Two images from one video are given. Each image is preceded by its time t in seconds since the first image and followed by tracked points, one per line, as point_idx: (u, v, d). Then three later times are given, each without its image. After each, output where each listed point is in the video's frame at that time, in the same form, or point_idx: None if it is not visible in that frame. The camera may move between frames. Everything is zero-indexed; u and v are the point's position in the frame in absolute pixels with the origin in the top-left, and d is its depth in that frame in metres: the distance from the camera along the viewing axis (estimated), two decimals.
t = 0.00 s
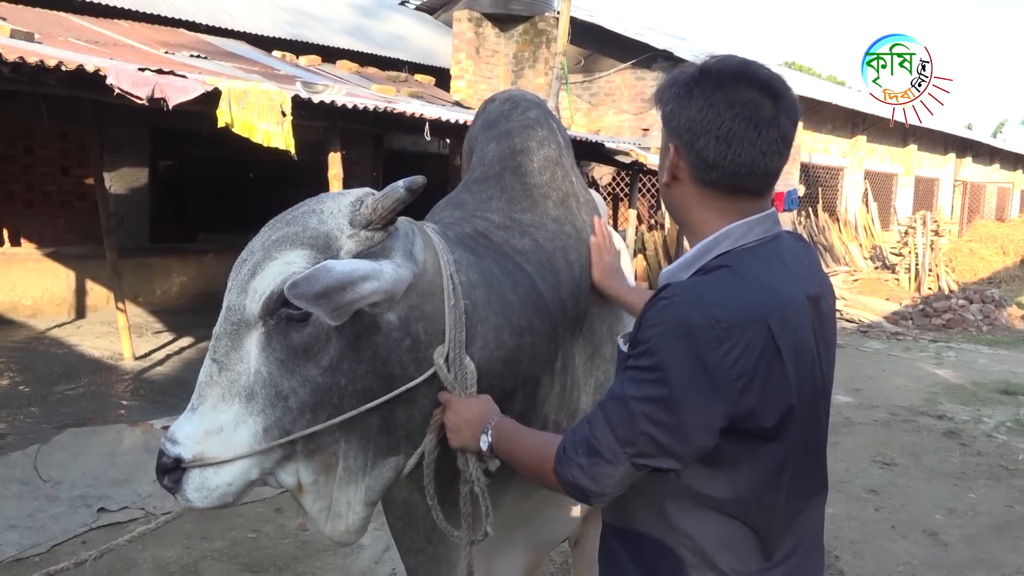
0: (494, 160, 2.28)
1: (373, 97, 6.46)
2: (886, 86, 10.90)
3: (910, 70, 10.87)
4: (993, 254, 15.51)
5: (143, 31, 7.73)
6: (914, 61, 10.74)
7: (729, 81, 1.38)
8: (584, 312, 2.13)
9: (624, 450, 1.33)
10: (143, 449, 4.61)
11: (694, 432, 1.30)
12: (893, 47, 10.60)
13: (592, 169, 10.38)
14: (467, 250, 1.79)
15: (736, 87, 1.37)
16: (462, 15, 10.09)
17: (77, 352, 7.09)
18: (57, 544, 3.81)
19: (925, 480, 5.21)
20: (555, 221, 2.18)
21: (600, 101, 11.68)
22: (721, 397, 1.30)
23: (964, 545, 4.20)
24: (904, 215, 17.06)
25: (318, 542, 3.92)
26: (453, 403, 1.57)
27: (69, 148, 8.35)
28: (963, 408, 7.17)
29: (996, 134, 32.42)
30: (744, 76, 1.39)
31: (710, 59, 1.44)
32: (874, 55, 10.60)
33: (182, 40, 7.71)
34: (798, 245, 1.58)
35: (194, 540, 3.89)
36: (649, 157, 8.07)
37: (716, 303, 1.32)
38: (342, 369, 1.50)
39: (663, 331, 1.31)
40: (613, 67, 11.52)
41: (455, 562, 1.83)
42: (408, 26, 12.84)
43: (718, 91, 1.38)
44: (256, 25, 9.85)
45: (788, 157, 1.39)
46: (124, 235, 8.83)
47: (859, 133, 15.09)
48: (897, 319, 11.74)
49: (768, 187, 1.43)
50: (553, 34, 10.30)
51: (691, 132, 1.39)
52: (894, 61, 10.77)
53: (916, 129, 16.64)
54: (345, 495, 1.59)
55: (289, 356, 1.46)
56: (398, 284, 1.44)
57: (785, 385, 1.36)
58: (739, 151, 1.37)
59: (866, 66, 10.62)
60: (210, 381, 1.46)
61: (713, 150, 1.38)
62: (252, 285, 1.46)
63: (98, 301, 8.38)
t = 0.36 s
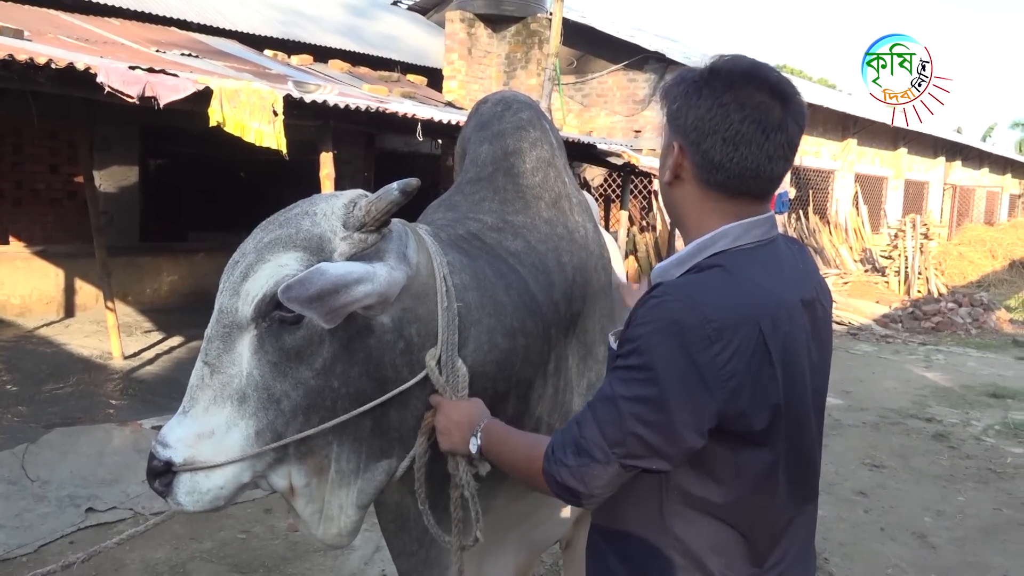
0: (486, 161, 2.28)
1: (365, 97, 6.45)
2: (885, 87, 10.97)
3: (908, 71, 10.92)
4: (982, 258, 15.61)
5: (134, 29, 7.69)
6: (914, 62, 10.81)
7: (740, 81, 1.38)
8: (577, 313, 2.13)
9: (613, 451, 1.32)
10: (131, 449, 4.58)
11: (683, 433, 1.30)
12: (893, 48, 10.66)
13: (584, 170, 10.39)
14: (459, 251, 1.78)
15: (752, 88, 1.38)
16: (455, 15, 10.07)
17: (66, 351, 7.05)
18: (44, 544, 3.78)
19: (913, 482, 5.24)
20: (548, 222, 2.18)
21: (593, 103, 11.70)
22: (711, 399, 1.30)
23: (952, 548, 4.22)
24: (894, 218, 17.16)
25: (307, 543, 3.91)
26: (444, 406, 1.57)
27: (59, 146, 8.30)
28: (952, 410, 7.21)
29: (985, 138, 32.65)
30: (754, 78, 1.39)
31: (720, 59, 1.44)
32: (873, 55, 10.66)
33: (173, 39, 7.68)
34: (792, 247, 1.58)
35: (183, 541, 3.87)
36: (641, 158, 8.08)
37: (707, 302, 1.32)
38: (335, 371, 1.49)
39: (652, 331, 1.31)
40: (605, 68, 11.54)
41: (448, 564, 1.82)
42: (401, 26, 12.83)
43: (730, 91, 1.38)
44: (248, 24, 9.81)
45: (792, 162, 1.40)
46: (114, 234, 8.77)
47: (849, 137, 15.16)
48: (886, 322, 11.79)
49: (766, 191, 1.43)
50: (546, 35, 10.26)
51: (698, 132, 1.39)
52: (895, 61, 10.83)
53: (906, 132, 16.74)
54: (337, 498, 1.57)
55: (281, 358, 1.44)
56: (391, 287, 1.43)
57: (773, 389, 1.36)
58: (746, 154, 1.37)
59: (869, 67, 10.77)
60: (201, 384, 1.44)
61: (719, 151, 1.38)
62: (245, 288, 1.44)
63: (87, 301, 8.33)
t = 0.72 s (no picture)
0: (494, 161, 2.26)
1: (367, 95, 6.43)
2: (884, 86, 10.95)
3: (909, 70, 10.91)
4: (982, 257, 15.59)
5: (135, 27, 7.67)
6: (915, 62, 10.77)
7: (747, 82, 1.37)
8: (585, 314, 2.12)
9: (628, 446, 1.31)
10: (133, 448, 4.57)
11: (697, 428, 1.28)
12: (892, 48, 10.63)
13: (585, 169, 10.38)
14: (468, 252, 1.76)
15: (756, 87, 1.37)
16: (455, 13, 10.06)
17: (66, 350, 7.04)
18: (46, 544, 3.77)
19: (917, 483, 5.22)
20: (556, 222, 2.17)
21: (593, 101, 11.68)
22: (725, 394, 1.29)
23: (956, 548, 4.21)
24: (895, 217, 17.15)
25: (310, 543, 3.90)
26: (454, 408, 1.55)
27: (60, 144, 8.28)
28: (954, 411, 7.19)
29: (985, 137, 32.62)
30: (761, 79, 1.38)
31: (724, 60, 1.43)
32: (873, 55, 10.65)
33: (174, 37, 7.66)
34: (799, 247, 1.57)
35: (185, 541, 3.86)
36: (643, 157, 8.06)
37: (719, 297, 1.31)
38: (343, 373, 1.48)
39: (665, 325, 1.30)
40: (606, 67, 11.52)
41: (455, 566, 1.81)
42: (402, 24, 12.81)
43: (735, 91, 1.36)
44: (249, 22, 9.79)
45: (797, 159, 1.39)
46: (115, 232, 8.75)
47: (850, 136, 15.15)
48: (888, 321, 11.77)
49: (776, 190, 1.42)
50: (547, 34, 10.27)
51: (706, 132, 1.37)
52: (895, 62, 10.80)
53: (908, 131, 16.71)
54: (344, 500, 1.56)
55: (289, 360, 1.43)
56: (399, 289, 1.42)
57: (786, 384, 1.35)
58: (754, 155, 1.36)
59: (869, 66, 10.76)
60: (208, 385, 1.42)
61: (727, 152, 1.36)
62: (252, 288, 1.42)
63: (88, 299, 8.33)
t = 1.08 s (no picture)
0: (506, 161, 2.24)
1: (372, 94, 6.41)
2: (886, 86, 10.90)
3: (909, 70, 10.86)
4: (987, 257, 15.55)
5: (140, 25, 7.66)
6: (916, 61, 10.73)
7: (763, 81, 1.35)
8: (597, 316, 2.10)
9: (645, 449, 1.29)
10: (138, 448, 4.56)
11: (712, 428, 1.26)
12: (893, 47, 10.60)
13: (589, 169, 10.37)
14: (481, 253, 1.75)
15: (772, 87, 1.34)
16: (459, 13, 10.04)
17: (71, 349, 7.03)
18: (51, 544, 3.76)
19: (924, 484, 5.20)
20: (569, 223, 2.15)
21: (597, 101, 11.67)
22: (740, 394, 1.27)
23: (964, 551, 4.18)
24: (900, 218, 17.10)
25: (315, 543, 3.88)
26: (466, 410, 1.54)
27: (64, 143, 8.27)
28: (960, 411, 7.16)
29: (990, 137, 32.55)
30: (778, 78, 1.36)
31: (742, 60, 1.41)
32: (873, 55, 10.62)
33: (178, 35, 7.65)
34: (815, 247, 1.55)
35: (190, 541, 3.85)
36: (647, 157, 8.04)
37: (733, 296, 1.29)
38: (355, 375, 1.46)
39: (678, 324, 1.28)
40: (611, 66, 11.49)
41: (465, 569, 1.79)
42: (406, 24, 12.80)
43: (749, 90, 1.35)
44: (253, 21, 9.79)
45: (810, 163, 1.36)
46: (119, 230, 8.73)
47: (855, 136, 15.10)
48: (892, 322, 11.74)
49: (792, 190, 1.41)
50: (551, 33, 10.19)
51: (719, 130, 1.36)
52: (896, 61, 10.76)
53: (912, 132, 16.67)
54: (354, 503, 1.55)
55: (301, 361, 1.41)
56: (412, 290, 1.41)
57: (801, 383, 1.33)
58: (766, 152, 1.34)
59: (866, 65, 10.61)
60: (219, 386, 1.41)
61: (739, 149, 1.35)
62: (264, 289, 1.40)
63: (92, 298, 8.32)
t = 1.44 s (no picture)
0: (510, 161, 2.24)
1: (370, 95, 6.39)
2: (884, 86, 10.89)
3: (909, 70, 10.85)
4: (984, 256, 15.57)
5: (137, 28, 7.64)
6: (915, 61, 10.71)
7: (785, 82, 1.34)
8: (603, 317, 2.09)
9: (659, 449, 1.28)
10: (137, 451, 4.54)
11: (728, 425, 1.26)
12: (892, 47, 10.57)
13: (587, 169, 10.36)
14: (487, 255, 1.74)
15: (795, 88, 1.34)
16: (456, 13, 10.01)
17: (69, 352, 7.01)
18: (51, 548, 3.75)
19: (925, 483, 5.19)
20: (574, 224, 2.14)
21: (595, 101, 11.66)
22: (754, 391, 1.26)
23: (967, 550, 4.18)
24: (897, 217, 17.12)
25: (317, 546, 3.87)
26: (475, 413, 1.53)
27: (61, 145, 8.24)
28: (959, 410, 7.16)
29: (987, 136, 32.62)
30: (799, 80, 1.35)
31: (764, 59, 1.40)
32: (873, 55, 10.64)
33: (174, 38, 7.63)
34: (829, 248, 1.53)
35: (190, 544, 3.83)
36: (646, 157, 8.03)
37: (745, 294, 1.29)
38: (362, 379, 1.45)
39: (691, 322, 1.28)
40: (608, 66, 11.49)
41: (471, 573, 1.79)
42: (403, 25, 12.79)
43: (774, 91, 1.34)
44: (250, 23, 9.78)
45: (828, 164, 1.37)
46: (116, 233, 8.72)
47: (852, 135, 15.11)
48: (891, 321, 11.75)
49: (808, 192, 1.40)
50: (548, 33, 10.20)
51: (742, 132, 1.35)
52: (895, 62, 10.75)
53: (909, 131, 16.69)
54: (361, 507, 1.54)
55: (308, 366, 1.41)
56: (421, 294, 1.40)
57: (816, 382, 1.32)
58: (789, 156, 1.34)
59: (868, 65, 10.75)
60: (225, 391, 1.40)
61: (762, 152, 1.34)
62: (271, 293, 1.39)
63: (90, 301, 8.30)
